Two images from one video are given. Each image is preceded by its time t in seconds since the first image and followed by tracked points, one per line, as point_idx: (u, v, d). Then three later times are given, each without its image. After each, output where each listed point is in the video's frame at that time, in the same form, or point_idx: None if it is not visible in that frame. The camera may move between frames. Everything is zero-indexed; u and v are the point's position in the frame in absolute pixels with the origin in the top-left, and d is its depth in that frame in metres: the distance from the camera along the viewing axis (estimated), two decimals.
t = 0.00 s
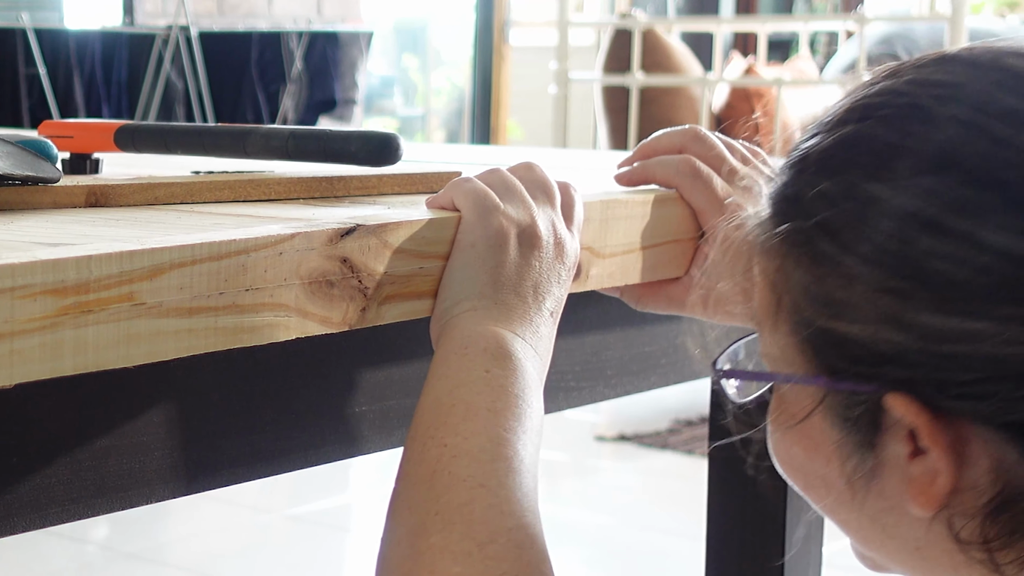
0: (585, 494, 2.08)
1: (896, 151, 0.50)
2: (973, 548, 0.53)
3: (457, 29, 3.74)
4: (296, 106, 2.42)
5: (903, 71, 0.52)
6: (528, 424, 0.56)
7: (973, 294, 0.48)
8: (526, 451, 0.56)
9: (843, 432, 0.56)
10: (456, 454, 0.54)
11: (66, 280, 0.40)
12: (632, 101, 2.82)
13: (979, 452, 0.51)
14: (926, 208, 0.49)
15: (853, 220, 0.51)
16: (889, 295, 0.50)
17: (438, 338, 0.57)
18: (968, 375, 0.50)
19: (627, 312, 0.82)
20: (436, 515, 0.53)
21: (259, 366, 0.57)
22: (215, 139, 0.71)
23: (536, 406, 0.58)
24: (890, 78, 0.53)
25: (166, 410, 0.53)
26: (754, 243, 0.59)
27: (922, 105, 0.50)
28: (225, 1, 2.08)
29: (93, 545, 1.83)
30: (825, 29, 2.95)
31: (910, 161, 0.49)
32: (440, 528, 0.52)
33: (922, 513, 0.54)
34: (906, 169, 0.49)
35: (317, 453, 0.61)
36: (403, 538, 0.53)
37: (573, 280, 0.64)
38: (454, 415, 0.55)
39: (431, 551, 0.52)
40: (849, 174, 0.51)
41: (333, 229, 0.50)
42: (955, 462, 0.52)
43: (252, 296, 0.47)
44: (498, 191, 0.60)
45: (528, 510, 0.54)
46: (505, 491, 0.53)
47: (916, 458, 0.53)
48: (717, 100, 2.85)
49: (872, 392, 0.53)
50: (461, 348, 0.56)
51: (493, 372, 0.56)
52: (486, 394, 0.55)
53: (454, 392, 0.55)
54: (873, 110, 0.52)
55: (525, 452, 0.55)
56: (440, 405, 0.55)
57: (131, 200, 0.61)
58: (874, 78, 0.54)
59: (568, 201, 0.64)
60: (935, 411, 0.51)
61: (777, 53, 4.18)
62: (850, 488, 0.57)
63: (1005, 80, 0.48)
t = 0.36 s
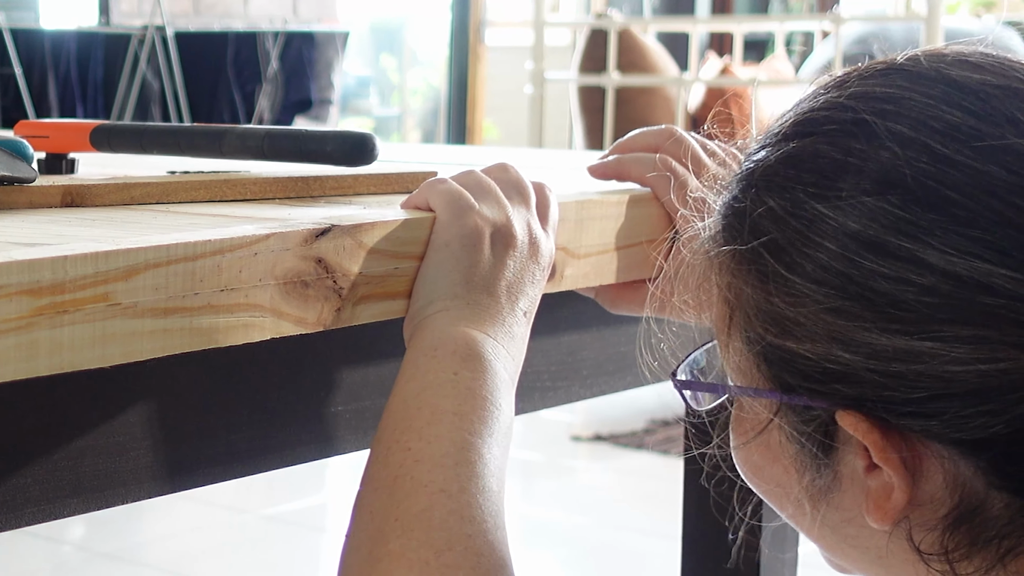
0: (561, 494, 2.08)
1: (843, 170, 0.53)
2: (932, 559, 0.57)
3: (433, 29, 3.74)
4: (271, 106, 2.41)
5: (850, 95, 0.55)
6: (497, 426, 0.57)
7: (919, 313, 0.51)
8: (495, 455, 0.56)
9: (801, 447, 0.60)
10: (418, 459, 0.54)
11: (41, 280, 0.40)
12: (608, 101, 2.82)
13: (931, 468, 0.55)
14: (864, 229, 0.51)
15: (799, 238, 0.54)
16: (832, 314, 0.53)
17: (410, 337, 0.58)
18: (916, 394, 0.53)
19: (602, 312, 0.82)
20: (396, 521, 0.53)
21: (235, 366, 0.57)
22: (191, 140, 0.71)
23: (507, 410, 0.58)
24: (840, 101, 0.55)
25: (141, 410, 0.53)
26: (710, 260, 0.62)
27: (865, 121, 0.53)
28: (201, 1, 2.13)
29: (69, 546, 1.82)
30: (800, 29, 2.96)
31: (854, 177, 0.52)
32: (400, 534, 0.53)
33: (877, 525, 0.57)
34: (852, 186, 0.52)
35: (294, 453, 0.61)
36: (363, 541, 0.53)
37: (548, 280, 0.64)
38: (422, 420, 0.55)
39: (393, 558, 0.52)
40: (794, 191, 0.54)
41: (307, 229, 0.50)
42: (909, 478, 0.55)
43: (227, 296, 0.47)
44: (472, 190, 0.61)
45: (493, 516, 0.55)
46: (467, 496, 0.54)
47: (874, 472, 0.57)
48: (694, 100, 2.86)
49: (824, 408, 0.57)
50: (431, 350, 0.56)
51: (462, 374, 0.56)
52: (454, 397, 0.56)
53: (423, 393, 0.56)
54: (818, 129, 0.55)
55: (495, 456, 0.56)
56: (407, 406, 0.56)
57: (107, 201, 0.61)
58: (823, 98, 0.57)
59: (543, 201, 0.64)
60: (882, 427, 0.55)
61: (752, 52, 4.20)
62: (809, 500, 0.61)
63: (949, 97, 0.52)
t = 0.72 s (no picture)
0: (537, 494, 2.09)
1: (829, 176, 0.52)
2: (931, 563, 0.57)
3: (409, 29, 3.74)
4: (246, 105, 2.40)
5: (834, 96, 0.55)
6: (475, 424, 0.57)
7: (918, 321, 0.51)
8: (474, 451, 0.57)
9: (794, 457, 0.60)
10: (399, 458, 0.55)
11: (17, 281, 0.40)
12: (584, 101, 2.83)
13: (930, 475, 0.55)
14: (859, 237, 0.51)
15: (786, 246, 0.54)
16: (826, 324, 0.53)
17: (385, 338, 0.58)
18: (916, 403, 0.53)
19: (578, 312, 0.83)
20: (378, 519, 0.54)
21: (211, 366, 0.57)
22: (167, 140, 0.71)
23: (485, 406, 0.59)
24: (817, 100, 0.55)
25: (116, 410, 0.54)
26: (693, 268, 0.62)
27: (855, 127, 0.53)
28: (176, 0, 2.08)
29: (45, 546, 1.80)
30: (776, 29, 2.98)
31: (846, 184, 0.52)
32: (382, 531, 0.53)
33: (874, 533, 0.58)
34: (841, 194, 0.52)
35: (270, 453, 0.61)
36: (346, 538, 0.54)
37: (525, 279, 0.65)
38: (402, 417, 0.55)
39: (374, 557, 0.53)
40: (781, 199, 0.54)
41: (283, 230, 0.51)
42: (909, 486, 0.55)
43: (203, 297, 0.48)
44: (449, 191, 0.61)
45: (476, 514, 0.56)
46: (448, 493, 0.55)
47: (871, 480, 0.57)
48: (669, 100, 2.87)
49: (819, 419, 0.57)
50: (407, 349, 0.56)
51: (438, 371, 0.57)
52: (432, 395, 0.56)
53: (400, 391, 0.56)
54: (802, 135, 0.54)
55: (473, 456, 0.57)
56: (385, 404, 0.56)
57: (83, 201, 0.61)
58: (802, 99, 0.57)
59: (519, 200, 0.65)
60: (881, 437, 0.55)
61: (728, 52, 4.21)
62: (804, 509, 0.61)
63: (941, 97, 0.52)
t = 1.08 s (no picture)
0: (513, 494, 2.09)
1: (756, 229, 0.52)
2: None
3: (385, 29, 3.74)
4: (222, 105, 2.40)
5: (768, 129, 0.54)
6: (452, 432, 0.57)
7: (846, 377, 0.51)
8: (448, 464, 0.56)
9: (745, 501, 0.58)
10: (368, 473, 0.54)
11: None
12: (560, 101, 2.84)
13: (880, 511, 0.53)
14: (780, 296, 0.51)
15: (714, 301, 0.54)
16: (759, 382, 0.53)
17: (364, 339, 0.58)
18: (857, 453, 0.52)
19: (555, 312, 0.83)
20: (344, 541, 0.53)
21: (187, 366, 0.57)
22: (143, 140, 0.71)
23: (462, 410, 0.58)
24: (732, 148, 0.55)
25: (92, 411, 0.53)
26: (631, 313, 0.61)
27: (768, 177, 0.52)
28: None
29: (20, 546, 1.79)
30: (752, 29, 2.99)
31: (764, 244, 0.52)
32: (347, 552, 0.53)
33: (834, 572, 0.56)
34: (761, 253, 0.52)
35: (246, 453, 0.61)
36: (312, 549, 0.54)
37: (501, 280, 0.65)
38: (373, 430, 0.55)
39: None
40: (707, 254, 0.54)
41: (260, 230, 0.51)
42: (859, 525, 0.54)
43: (179, 297, 0.48)
44: (426, 191, 0.61)
45: (445, 531, 0.55)
46: (416, 511, 0.54)
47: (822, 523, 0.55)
48: (645, 100, 2.88)
49: (764, 467, 0.56)
50: (382, 354, 0.56)
51: (412, 378, 0.56)
52: (403, 404, 0.56)
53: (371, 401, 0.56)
54: (727, 185, 0.54)
55: (445, 472, 0.56)
56: (359, 413, 0.56)
57: (59, 200, 0.61)
58: (720, 142, 0.56)
59: (495, 200, 0.65)
60: (826, 486, 0.54)
61: (705, 52, 4.24)
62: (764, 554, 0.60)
63: (857, 142, 0.50)
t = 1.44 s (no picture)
0: (489, 494, 2.10)
1: (679, 248, 0.54)
2: None
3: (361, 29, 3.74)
4: (197, 106, 2.39)
5: (701, 143, 0.56)
6: (419, 433, 0.57)
7: (764, 395, 0.52)
8: (409, 469, 0.56)
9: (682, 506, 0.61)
10: (325, 475, 0.53)
11: None
12: (536, 101, 2.85)
13: (809, 527, 0.55)
14: (701, 313, 0.53)
15: (639, 317, 0.56)
16: (684, 397, 0.55)
17: (336, 338, 0.58)
18: (778, 469, 0.54)
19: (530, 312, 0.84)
20: (293, 541, 0.52)
21: (163, 366, 0.57)
22: (119, 140, 0.71)
23: (429, 413, 0.58)
24: (664, 165, 0.56)
25: (69, 411, 0.53)
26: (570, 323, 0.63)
27: (694, 193, 0.54)
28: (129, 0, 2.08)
29: None
30: (727, 29, 3.01)
31: (687, 259, 0.53)
32: (296, 556, 0.52)
33: None
34: (689, 268, 0.53)
35: (221, 453, 0.61)
36: (263, 548, 0.53)
37: (476, 280, 0.65)
38: (334, 431, 0.54)
39: None
40: (631, 269, 0.56)
41: (235, 230, 0.51)
42: (788, 540, 0.55)
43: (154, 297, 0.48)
44: (400, 191, 0.61)
45: (401, 537, 0.54)
46: (370, 516, 0.53)
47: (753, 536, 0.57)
48: (622, 100, 2.90)
49: (691, 478, 0.58)
50: (349, 354, 0.56)
51: (378, 380, 0.56)
52: (367, 405, 0.55)
53: (337, 402, 0.55)
54: (651, 201, 0.56)
55: (402, 476, 0.55)
56: (320, 416, 0.55)
57: (35, 200, 0.60)
58: (651, 157, 0.58)
59: (470, 201, 0.65)
60: (753, 501, 0.55)
61: (681, 52, 4.26)
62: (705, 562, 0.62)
63: (779, 158, 0.52)
